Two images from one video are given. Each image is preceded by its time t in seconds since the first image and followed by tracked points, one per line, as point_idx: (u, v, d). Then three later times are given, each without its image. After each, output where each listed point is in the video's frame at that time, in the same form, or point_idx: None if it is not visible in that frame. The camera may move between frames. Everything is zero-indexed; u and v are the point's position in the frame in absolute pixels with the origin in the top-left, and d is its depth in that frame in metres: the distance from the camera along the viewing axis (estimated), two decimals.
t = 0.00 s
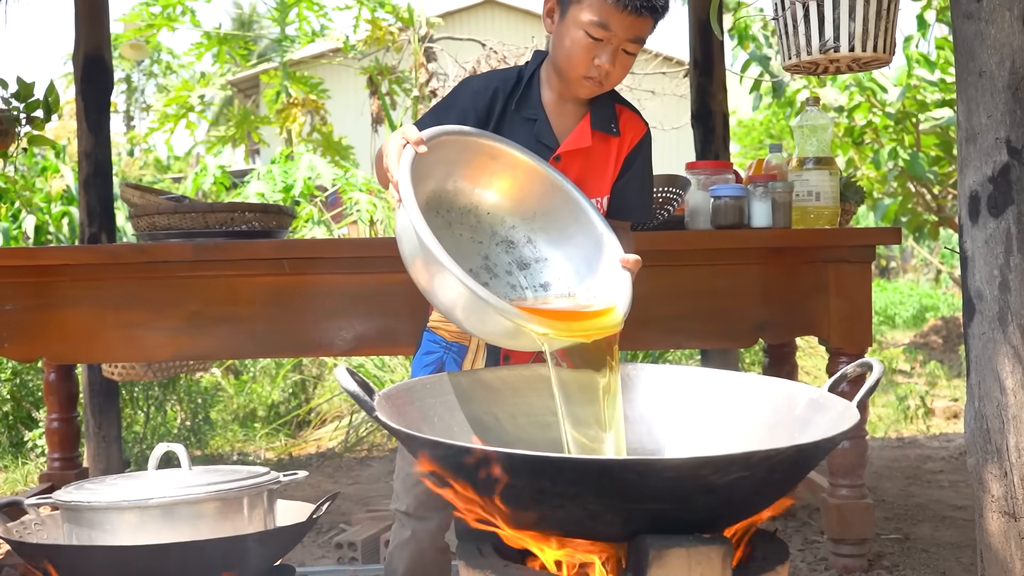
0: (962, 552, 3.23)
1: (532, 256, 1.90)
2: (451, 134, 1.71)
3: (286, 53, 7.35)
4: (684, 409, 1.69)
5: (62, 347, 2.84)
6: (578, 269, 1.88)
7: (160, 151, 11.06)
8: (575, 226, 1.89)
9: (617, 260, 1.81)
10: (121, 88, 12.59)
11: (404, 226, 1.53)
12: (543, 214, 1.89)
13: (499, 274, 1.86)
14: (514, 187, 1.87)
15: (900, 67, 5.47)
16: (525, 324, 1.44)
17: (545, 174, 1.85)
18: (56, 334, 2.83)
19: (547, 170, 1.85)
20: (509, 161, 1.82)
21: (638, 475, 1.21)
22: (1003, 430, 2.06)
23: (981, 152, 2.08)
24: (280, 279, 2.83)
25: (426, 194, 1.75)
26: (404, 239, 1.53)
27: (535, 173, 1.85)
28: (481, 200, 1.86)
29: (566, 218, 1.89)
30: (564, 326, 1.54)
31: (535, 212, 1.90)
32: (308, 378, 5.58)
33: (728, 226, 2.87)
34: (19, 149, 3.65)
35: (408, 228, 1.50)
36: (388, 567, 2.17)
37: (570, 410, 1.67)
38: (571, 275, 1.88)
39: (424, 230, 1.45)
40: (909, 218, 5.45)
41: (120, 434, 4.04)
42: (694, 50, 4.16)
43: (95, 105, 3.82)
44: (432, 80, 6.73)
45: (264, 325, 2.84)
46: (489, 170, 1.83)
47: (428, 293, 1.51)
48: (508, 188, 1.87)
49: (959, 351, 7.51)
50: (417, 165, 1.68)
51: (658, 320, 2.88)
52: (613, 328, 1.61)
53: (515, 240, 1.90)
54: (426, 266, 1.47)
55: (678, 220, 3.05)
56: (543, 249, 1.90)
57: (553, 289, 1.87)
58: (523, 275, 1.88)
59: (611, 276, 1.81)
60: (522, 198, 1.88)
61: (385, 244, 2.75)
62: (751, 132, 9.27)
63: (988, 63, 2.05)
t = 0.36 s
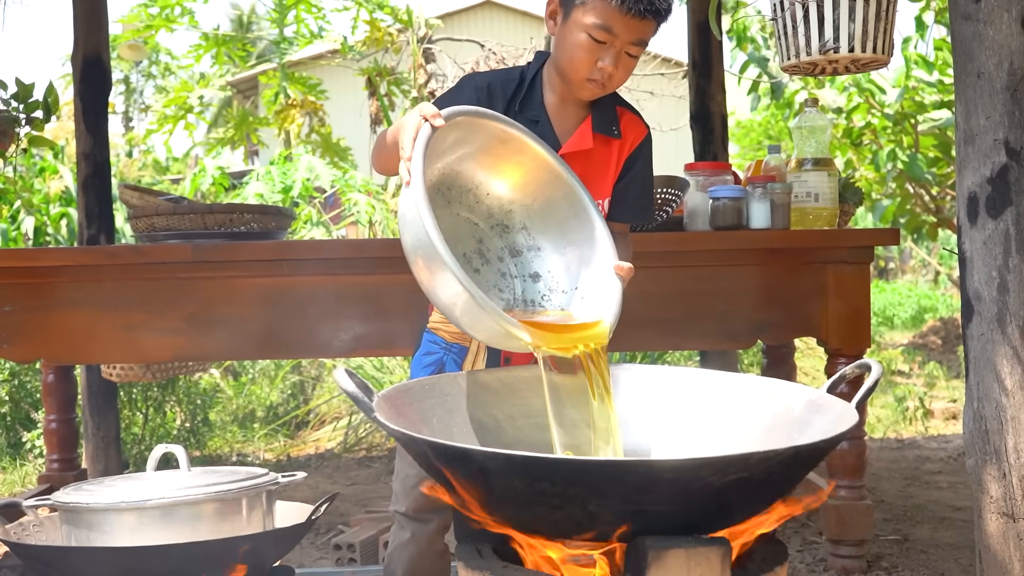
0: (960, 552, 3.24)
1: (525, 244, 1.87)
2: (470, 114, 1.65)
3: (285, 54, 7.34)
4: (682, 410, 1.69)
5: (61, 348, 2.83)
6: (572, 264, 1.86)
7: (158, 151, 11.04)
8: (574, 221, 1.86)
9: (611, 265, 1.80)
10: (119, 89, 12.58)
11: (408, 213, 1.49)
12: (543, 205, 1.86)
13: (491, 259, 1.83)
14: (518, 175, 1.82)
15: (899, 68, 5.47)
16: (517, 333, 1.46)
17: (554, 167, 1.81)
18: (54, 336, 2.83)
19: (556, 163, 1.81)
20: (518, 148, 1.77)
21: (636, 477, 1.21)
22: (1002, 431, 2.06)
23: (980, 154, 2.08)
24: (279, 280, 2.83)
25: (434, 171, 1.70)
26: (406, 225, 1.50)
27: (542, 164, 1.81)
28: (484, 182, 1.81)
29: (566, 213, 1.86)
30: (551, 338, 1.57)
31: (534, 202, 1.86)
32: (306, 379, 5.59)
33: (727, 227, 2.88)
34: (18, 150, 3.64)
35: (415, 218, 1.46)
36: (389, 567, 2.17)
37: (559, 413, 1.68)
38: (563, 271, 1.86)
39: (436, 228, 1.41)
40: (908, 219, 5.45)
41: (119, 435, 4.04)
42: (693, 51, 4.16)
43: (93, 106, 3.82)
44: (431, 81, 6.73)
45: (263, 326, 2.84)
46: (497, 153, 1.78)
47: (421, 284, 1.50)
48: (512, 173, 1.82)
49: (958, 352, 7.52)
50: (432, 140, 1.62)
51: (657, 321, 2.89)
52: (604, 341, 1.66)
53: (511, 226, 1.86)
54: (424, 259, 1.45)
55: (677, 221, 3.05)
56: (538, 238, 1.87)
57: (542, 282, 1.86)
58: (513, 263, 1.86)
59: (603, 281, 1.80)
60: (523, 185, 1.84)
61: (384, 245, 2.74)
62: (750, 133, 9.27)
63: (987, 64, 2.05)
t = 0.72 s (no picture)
0: (959, 552, 3.24)
1: (521, 235, 1.85)
2: (507, 101, 1.62)
3: (284, 55, 7.34)
4: (682, 410, 1.69)
5: (60, 349, 2.83)
6: (566, 262, 1.85)
7: (157, 152, 11.04)
8: (574, 221, 1.85)
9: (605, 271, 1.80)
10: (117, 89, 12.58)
11: (434, 189, 1.48)
12: (545, 199, 1.84)
13: (490, 245, 1.79)
14: (526, 167, 1.80)
15: (897, 68, 5.47)
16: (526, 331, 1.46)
17: (566, 167, 1.79)
18: (53, 336, 2.83)
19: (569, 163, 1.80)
20: (534, 141, 1.75)
21: (635, 478, 1.21)
22: (1000, 431, 2.06)
23: (978, 154, 2.08)
24: (278, 281, 2.83)
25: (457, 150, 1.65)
26: (429, 200, 1.48)
27: (553, 160, 1.79)
28: (495, 167, 1.78)
29: (567, 211, 1.85)
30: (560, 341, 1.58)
31: (536, 194, 1.84)
32: (305, 380, 5.59)
33: (726, 228, 2.88)
34: (17, 151, 3.64)
35: (443, 196, 1.45)
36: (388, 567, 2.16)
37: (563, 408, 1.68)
38: (556, 270, 1.85)
39: (464, 210, 1.39)
40: (907, 219, 5.45)
41: (118, 435, 4.04)
42: (692, 51, 4.16)
43: (93, 106, 3.81)
44: (430, 82, 6.73)
45: (262, 326, 2.84)
46: (513, 140, 1.74)
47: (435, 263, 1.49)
48: (520, 164, 1.79)
49: (957, 352, 7.52)
50: (468, 117, 1.58)
51: (657, 320, 2.89)
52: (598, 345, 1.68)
53: (509, 213, 1.83)
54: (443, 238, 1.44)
55: (675, 222, 3.06)
56: (533, 230, 1.86)
57: (534, 275, 1.84)
58: (509, 252, 1.83)
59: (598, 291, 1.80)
60: (528, 177, 1.81)
61: (383, 245, 2.74)
62: (748, 133, 9.27)
63: (986, 64, 2.05)
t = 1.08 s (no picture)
0: (958, 553, 3.24)
1: (520, 217, 1.81)
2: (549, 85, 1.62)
3: (284, 55, 7.34)
4: (680, 410, 1.69)
5: (59, 349, 2.83)
6: (562, 253, 1.82)
7: (156, 152, 11.03)
8: (576, 215, 1.83)
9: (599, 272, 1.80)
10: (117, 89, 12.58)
11: (478, 158, 1.44)
12: (550, 190, 1.81)
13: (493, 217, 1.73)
14: (542, 152, 1.77)
15: (897, 69, 5.47)
16: (545, 324, 1.43)
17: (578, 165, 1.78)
18: (52, 336, 2.83)
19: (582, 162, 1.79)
20: (557, 129, 1.74)
21: (635, 478, 1.21)
22: (999, 431, 2.06)
23: (977, 155, 2.08)
24: (277, 281, 2.83)
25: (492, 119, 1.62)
26: (469, 169, 1.45)
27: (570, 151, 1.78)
28: (514, 144, 1.73)
29: (570, 208, 1.83)
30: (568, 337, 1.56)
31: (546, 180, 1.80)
32: (304, 380, 5.59)
33: (724, 228, 2.88)
34: (17, 151, 3.64)
35: (485, 167, 1.41)
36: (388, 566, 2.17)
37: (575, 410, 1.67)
38: (552, 261, 1.81)
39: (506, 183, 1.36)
40: (906, 219, 5.45)
41: (117, 435, 4.04)
42: (691, 52, 4.17)
43: (92, 106, 3.81)
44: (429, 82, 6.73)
45: (261, 326, 2.84)
46: (535, 123, 1.73)
47: (464, 235, 1.45)
48: (537, 147, 1.76)
49: (956, 353, 7.53)
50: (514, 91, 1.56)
51: (656, 321, 2.89)
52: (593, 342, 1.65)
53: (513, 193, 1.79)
54: (478, 210, 1.41)
55: (674, 222, 3.07)
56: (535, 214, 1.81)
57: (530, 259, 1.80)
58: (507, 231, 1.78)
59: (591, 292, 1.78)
60: (539, 165, 1.78)
61: (382, 245, 2.74)
62: (748, 133, 9.27)
63: (984, 65, 2.05)
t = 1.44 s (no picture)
0: (958, 553, 3.24)
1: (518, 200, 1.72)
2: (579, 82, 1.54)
3: (283, 55, 7.34)
4: (680, 410, 1.69)
5: (58, 349, 2.83)
6: (555, 245, 1.74)
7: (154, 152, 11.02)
8: (573, 210, 1.76)
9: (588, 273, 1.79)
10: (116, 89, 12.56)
11: (502, 135, 1.35)
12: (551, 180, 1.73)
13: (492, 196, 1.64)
14: (551, 142, 1.68)
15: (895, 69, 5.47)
16: (541, 316, 1.36)
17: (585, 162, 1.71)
18: (51, 336, 2.83)
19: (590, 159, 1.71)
20: (575, 121, 1.65)
21: (635, 478, 1.21)
22: (999, 431, 2.07)
23: (976, 155, 2.08)
24: (277, 281, 2.83)
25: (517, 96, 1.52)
26: (492, 145, 1.36)
27: (579, 143, 1.70)
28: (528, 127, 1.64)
29: (571, 203, 1.76)
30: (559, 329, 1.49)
31: (549, 168, 1.71)
32: (303, 380, 5.59)
33: (723, 228, 2.88)
34: (16, 151, 3.64)
35: (509, 148, 1.32)
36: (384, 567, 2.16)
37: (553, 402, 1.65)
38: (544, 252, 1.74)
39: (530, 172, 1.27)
40: (905, 219, 5.45)
41: (117, 436, 4.04)
42: (691, 52, 4.16)
43: (91, 105, 3.81)
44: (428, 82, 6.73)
45: (260, 326, 2.84)
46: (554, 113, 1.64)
47: (473, 211, 1.36)
48: (547, 134, 1.67)
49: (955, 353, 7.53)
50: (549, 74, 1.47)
51: (655, 321, 2.89)
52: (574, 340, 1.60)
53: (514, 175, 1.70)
54: (493, 190, 1.32)
55: (673, 221, 3.07)
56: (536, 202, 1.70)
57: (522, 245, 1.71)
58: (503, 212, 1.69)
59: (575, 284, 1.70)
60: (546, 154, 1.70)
61: (380, 244, 2.74)
62: (747, 133, 9.27)
63: (984, 65, 2.05)
